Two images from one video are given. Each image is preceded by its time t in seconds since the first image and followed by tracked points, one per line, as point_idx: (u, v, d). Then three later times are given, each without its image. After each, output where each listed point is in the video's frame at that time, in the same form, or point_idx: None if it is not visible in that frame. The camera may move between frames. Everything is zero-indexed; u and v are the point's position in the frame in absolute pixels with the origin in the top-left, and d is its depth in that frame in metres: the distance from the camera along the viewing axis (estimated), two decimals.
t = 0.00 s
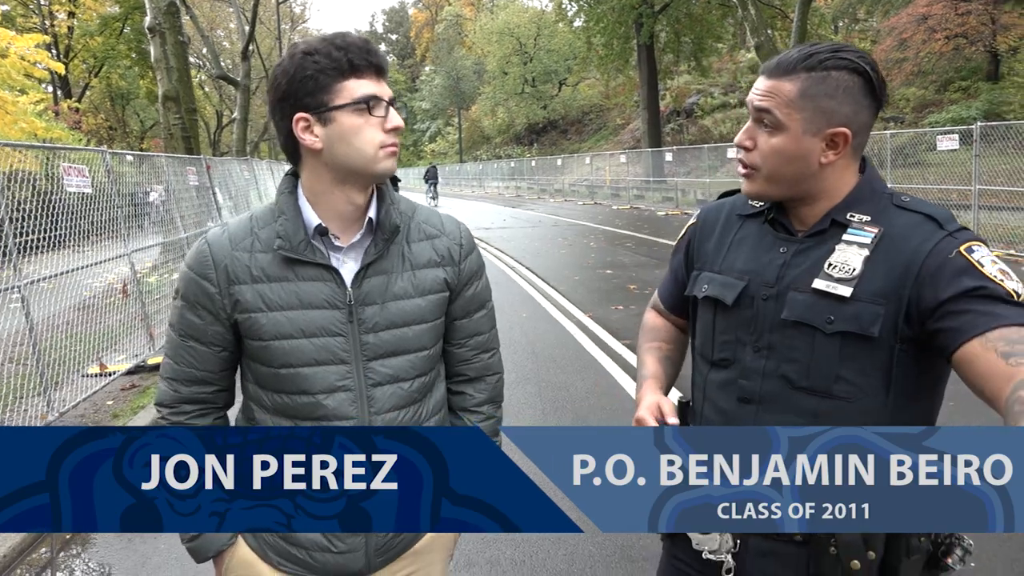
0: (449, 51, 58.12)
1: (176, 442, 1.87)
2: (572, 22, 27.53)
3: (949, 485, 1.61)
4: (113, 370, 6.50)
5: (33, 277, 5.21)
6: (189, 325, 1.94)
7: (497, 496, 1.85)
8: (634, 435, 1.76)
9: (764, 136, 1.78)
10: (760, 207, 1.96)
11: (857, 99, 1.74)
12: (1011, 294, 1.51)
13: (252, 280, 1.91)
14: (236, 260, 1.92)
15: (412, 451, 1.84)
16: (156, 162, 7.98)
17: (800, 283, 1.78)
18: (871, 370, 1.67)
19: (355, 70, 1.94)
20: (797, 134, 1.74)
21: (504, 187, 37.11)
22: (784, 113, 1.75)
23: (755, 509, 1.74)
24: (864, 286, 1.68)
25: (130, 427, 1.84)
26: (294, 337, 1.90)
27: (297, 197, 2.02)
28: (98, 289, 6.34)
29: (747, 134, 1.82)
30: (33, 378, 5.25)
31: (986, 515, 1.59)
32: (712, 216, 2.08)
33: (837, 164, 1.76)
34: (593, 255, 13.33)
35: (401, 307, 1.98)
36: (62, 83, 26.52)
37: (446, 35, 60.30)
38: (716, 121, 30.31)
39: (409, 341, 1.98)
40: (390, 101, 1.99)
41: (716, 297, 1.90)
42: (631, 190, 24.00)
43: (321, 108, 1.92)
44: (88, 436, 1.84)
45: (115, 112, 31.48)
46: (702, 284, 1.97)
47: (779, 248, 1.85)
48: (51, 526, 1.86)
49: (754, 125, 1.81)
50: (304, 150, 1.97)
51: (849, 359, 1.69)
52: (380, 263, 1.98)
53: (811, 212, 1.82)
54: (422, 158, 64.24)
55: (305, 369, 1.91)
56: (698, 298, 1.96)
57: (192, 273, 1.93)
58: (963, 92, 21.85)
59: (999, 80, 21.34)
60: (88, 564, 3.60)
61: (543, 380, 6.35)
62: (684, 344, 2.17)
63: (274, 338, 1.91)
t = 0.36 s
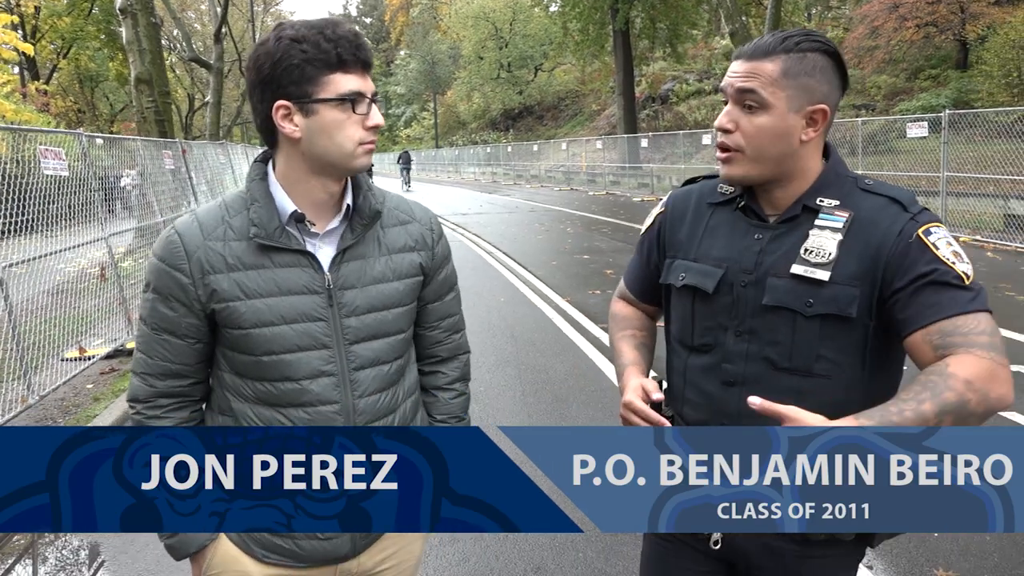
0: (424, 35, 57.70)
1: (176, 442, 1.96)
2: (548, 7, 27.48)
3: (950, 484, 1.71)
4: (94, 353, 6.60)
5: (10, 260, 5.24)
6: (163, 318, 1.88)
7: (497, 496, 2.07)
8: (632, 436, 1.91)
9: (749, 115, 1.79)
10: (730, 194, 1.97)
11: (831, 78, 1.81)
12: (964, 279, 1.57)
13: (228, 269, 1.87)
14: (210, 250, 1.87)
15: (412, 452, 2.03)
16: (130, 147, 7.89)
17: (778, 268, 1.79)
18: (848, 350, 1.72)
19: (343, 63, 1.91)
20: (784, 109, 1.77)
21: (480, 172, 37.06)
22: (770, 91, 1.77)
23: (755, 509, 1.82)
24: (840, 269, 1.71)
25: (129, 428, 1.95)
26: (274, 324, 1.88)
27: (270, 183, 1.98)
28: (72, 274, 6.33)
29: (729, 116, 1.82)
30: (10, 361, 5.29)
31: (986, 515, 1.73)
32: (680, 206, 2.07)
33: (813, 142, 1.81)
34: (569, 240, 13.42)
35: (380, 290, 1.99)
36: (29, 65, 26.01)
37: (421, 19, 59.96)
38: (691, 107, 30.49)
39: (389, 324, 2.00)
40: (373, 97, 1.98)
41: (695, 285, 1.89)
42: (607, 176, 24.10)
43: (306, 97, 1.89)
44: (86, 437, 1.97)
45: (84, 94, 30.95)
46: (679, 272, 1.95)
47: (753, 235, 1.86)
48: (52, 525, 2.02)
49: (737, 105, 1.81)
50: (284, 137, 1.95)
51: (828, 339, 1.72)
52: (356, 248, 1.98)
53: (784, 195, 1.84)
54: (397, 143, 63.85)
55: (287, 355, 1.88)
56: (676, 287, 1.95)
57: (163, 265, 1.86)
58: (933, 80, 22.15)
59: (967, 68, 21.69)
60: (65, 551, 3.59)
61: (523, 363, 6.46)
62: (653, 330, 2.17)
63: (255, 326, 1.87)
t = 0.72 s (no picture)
0: (428, 40, 57.90)
1: (176, 442, 1.94)
2: (552, 13, 27.58)
3: (949, 484, 1.78)
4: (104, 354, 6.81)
5: (25, 260, 5.35)
6: (137, 327, 1.86)
7: (497, 497, 2.01)
8: (632, 437, 1.85)
9: (714, 118, 1.83)
10: (686, 202, 1.96)
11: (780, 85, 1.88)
12: (911, 275, 1.72)
13: (205, 275, 1.86)
14: (185, 255, 1.85)
15: (412, 452, 2.00)
16: (138, 149, 7.95)
17: (743, 266, 1.81)
18: (816, 340, 1.76)
19: (328, 67, 1.95)
20: (746, 113, 1.82)
21: (484, 176, 37.11)
22: (733, 96, 1.82)
23: (755, 509, 1.82)
24: (802, 262, 1.76)
25: (130, 428, 1.91)
26: (255, 330, 1.87)
27: (246, 185, 1.99)
28: (81, 274, 6.44)
29: (692, 122, 1.84)
30: (23, 360, 5.39)
31: (986, 515, 1.79)
32: (636, 217, 2.04)
33: (768, 147, 1.88)
34: (573, 244, 13.45)
35: (361, 293, 2.00)
36: (36, 68, 26.15)
37: (425, 23, 60.14)
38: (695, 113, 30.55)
39: (371, 327, 2.01)
40: (355, 100, 2.00)
41: (662, 292, 1.87)
42: (611, 181, 24.14)
43: (287, 100, 1.91)
44: (89, 436, 1.93)
45: (91, 97, 31.11)
46: (643, 280, 1.92)
47: (714, 239, 1.87)
48: (52, 525, 1.97)
49: (701, 109, 1.84)
50: (262, 138, 1.95)
51: (795, 332, 1.76)
52: (334, 251, 1.99)
53: (742, 198, 1.88)
54: (401, 147, 63.97)
55: (269, 362, 1.88)
56: (642, 294, 1.92)
57: (137, 272, 1.85)
58: (936, 87, 22.10)
59: (971, 75, 21.70)
60: (70, 551, 3.62)
61: (528, 365, 6.50)
62: (614, 341, 2.14)
63: (234, 333, 1.86)
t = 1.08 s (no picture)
0: (431, 44, 58.05)
1: (176, 441, 1.92)
2: (554, 18, 27.65)
3: (949, 485, 1.75)
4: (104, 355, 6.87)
5: (29, 259, 5.40)
6: (97, 339, 1.87)
7: (497, 497, 1.96)
8: (634, 436, 1.81)
9: (650, 129, 1.89)
10: (628, 210, 1.99)
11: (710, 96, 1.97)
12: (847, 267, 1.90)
13: (164, 284, 1.87)
14: (143, 264, 1.87)
15: (412, 452, 1.97)
16: (141, 150, 8.00)
17: (693, 269, 1.87)
18: (762, 336, 1.86)
19: (289, 70, 1.97)
20: (679, 122, 1.89)
21: (485, 181, 37.14)
22: (666, 106, 1.89)
23: (755, 508, 1.81)
24: (751, 262, 1.86)
25: (131, 427, 1.92)
26: (215, 339, 1.89)
27: (205, 191, 2.01)
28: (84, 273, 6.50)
29: (629, 135, 1.90)
30: (27, 359, 5.45)
31: (986, 516, 1.76)
32: (576, 229, 2.03)
33: (701, 154, 1.96)
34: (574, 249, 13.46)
35: (326, 300, 2.02)
36: (39, 68, 26.18)
37: (428, 27, 60.27)
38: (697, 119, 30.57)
39: (336, 333, 2.04)
40: (317, 105, 2.03)
41: (615, 298, 1.89)
42: (612, 186, 24.17)
43: (246, 104, 1.93)
44: (89, 436, 1.91)
45: (93, 97, 31.17)
46: (593, 288, 1.93)
47: (664, 244, 1.91)
48: (52, 525, 1.94)
49: (636, 121, 1.90)
50: (221, 143, 1.97)
51: (745, 330, 1.84)
52: (299, 257, 2.01)
53: (682, 205, 1.94)
54: (403, 150, 64.03)
55: (230, 371, 1.90)
56: (592, 302, 1.93)
57: (95, 282, 1.86)
58: (938, 96, 22.07)
59: (972, 84, 21.70)
60: (67, 550, 3.63)
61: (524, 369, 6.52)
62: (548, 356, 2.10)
63: (194, 342, 1.88)
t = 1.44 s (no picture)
0: (457, 47, 58.27)
1: (176, 441, 1.94)
2: (579, 21, 27.62)
3: (948, 484, 1.76)
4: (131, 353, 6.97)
5: (59, 257, 5.51)
6: (86, 342, 1.91)
7: (497, 496, 1.95)
8: (634, 437, 1.80)
9: (642, 133, 1.89)
10: (620, 215, 1.98)
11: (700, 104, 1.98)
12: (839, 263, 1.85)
13: (149, 287, 1.91)
14: (130, 268, 1.90)
15: (412, 452, 1.97)
16: (169, 151, 8.13)
17: (687, 271, 1.85)
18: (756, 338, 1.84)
19: (276, 76, 1.99)
20: (671, 125, 1.90)
21: (509, 183, 37.19)
22: (658, 110, 1.89)
23: (755, 509, 1.81)
24: (743, 264, 1.84)
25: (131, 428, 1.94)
26: (200, 342, 1.91)
27: (194, 197, 2.04)
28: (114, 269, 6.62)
29: (621, 137, 1.90)
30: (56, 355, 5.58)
31: (985, 515, 1.78)
32: (568, 234, 2.01)
33: (692, 158, 1.96)
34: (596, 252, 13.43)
35: (314, 303, 2.04)
36: (72, 71, 26.64)
37: (454, 30, 60.49)
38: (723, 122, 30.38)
39: (324, 338, 2.04)
40: (306, 110, 2.05)
41: (611, 302, 1.86)
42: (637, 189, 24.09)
43: (233, 109, 1.96)
44: (89, 436, 1.95)
45: (124, 99, 31.66)
46: (587, 292, 1.90)
47: (656, 247, 1.90)
48: (52, 524, 1.97)
49: (629, 125, 1.90)
50: (210, 148, 2.01)
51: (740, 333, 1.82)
52: (287, 260, 2.03)
53: (674, 208, 1.94)
54: (428, 152, 64.29)
55: (214, 375, 1.92)
56: (588, 305, 1.89)
57: (83, 286, 1.90)
58: (970, 100, 21.81)
59: (1006, 88, 21.35)
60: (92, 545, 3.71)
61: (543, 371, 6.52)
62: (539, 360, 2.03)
63: (180, 346, 1.91)
